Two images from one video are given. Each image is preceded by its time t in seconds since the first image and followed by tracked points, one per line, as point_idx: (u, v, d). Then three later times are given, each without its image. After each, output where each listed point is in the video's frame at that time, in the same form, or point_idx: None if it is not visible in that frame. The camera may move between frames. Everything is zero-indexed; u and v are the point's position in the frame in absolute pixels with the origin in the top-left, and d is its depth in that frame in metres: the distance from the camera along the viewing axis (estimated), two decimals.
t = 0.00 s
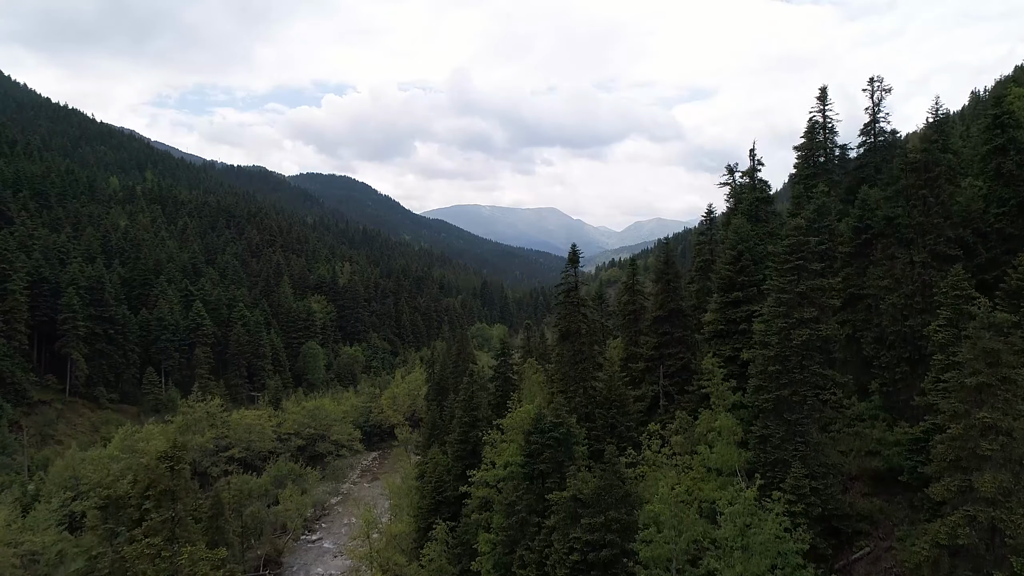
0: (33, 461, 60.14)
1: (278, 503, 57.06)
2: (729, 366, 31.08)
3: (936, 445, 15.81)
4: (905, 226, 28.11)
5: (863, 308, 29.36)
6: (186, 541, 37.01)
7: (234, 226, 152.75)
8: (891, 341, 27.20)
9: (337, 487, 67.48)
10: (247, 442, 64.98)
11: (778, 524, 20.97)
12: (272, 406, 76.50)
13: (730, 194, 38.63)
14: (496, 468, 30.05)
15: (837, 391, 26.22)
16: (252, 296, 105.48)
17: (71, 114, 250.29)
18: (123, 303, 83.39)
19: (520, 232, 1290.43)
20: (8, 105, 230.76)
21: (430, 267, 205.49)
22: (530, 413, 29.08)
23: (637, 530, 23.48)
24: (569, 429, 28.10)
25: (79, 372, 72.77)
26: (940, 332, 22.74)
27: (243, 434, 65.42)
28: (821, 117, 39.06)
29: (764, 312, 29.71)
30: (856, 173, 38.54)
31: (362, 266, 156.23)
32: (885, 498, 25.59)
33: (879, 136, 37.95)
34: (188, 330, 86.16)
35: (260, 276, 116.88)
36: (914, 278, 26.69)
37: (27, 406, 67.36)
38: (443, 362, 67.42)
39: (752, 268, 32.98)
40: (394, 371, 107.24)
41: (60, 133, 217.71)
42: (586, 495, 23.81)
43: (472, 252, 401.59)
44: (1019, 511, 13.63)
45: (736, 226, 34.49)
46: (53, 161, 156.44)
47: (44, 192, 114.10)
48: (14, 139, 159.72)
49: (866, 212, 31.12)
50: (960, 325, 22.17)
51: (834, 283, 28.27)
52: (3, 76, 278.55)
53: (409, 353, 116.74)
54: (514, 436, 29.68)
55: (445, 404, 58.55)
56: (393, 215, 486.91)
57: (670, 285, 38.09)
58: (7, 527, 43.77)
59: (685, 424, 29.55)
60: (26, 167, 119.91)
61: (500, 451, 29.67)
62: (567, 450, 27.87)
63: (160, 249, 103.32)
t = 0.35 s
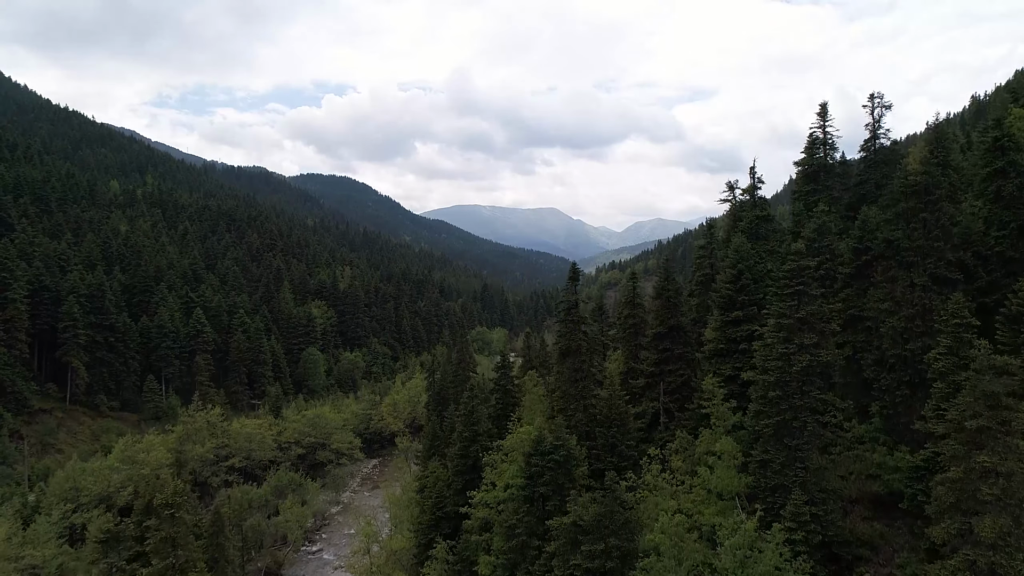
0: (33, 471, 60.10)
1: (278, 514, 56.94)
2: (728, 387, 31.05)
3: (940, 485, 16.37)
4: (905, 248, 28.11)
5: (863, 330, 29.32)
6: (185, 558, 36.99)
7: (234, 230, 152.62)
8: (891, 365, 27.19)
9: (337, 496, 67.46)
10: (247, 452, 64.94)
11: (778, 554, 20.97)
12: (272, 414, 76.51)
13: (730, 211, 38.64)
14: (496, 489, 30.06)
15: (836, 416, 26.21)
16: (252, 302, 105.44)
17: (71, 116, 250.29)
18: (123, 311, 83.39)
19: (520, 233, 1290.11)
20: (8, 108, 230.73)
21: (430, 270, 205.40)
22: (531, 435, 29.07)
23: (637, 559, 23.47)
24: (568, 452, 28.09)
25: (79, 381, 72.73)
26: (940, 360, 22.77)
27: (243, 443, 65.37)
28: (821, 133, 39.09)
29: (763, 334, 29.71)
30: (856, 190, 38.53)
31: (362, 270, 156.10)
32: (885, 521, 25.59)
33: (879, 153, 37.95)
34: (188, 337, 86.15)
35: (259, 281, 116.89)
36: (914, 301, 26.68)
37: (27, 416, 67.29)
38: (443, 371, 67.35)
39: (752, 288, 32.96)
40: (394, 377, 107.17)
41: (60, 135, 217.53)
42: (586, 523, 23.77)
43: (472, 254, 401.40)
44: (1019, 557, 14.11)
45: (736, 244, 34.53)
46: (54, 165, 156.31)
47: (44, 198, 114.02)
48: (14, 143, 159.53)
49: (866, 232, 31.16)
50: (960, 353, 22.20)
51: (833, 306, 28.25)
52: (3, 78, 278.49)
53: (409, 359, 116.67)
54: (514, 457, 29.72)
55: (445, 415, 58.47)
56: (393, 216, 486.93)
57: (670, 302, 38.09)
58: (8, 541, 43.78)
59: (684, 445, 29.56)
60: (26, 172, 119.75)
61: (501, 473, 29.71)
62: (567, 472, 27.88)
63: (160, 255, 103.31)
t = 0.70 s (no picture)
0: (33, 481, 60.08)
1: (278, 524, 56.87)
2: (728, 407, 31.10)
3: (938, 528, 17.33)
4: (905, 270, 28.18)
5: (863, 352, 29.39)
6: None
7: (234, 234, 152.46)
8: (890, 387, 27.24)
9: (338, 504, 67.40)
10: (247, 461, 64.95)
11: None
12: (272, 422, 76.53)
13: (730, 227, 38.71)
14: (496, 509, 30.10)
15: (836, 439, 26.28)
16: (252, 307, 105.43)
17: (71, 118, 250.06)
18: (124, 318, 83.38)
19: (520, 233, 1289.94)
20: (8, 109, 230.53)
21: (429, 272, 205.13)
22: (531, 456, 29.09)
23: None
24: (569, 473, 28.14)
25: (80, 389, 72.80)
26: (941, 388, 22.83)
27: (243, 452, 65.35)
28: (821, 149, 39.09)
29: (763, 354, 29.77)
30: (857, 205, 38.59)
31: (362, 274, 156.01)
32: (884, 545, 25.59)
33: (879, 169, 38.02)
34: (189, 344, 86.21)
35: (259, 286, 116.78)
36: (914, 323, 26.72)
37: (28, 424, 67.31)
38: (443, 380, 67.34)
39: (752, 306, 33.02)
40: (394, 383, 107.17)
41: (60, 137, 217.32)
42: (586, 548, 23.76)
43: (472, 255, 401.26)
44: None
45: (737, 263, 34.60)
46: (54, 168, 156.20)
47: (45, 203, 113.91)
48: (13, 146, 159.40)
49: (865, 253, 31.21)
50: (960, 381, 22.28)
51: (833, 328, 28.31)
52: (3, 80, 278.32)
53: (409, 364, 116.64)
54: (514, 478, 29.76)
55: (445, 425, 58.48)
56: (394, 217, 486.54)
57: (671, 318, 38.13)
58: (10, 554, 43.82)
59: (684, 466, 29.57)
60: (25, 177, 119.62)
61: (501, 493, 29.76)
62: (567, 494, 27.93)
63: (160, 261, 103.30)
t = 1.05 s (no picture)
0: (34, 490, 60.04)
1: (278, 535, 56.82)
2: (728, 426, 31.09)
3: (939, 570, 17.91)
4: (905, 292, 28.19)
5: (863, 372, 29.40)
6: None
7: (234, 238, 152.36)
8: (891, 409, 27.21)
9: (338, 512, 67.37)
10: (247, 470, 64.92)
11: None
12: (272, 429, 76.54)
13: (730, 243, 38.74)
14: (496, 529, 30.08)
15: (836, 462, 26.27)
16: (252, 312, 105.41)
17: (72, 119, 250.00)
18: (124, 325, 83.32)
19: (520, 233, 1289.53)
20: (8, 111, 230.43)
21: (430, 275, 205.17)
22: (531, 475, 29.05)
23: None
24: (569, 494, 28.13)
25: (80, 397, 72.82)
26: (941, 415, 22.89)
27: (244, 460, 65.33)
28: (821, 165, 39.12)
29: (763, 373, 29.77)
30: (857, 221, 38.60)
31: (362, 277, 155.93)
32: (885, 569, 25.54)
33: (878, 185, 38.05)
34: (189, 350, 86.24)
35: (259, 291, 116.82)
36: (914, 346, 26.72)
37: (28, 432, 67.31)
38: (443, 388, 67.35)
39: (753, 325, 33.04)
40: (394, 388, 107.08)
41: (60, 139, 217.19)
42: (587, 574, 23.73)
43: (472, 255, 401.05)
44: None
45: (737, 280, 34.61)
46: (54, 171, 156.12)
47: (45, 208, 113.85)
48: (14, 149, 159.33)
49: (866, 272, 31.21)
50: (960, 408, 22.30)
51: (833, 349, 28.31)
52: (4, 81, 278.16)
53: (409, 369, 116.65)
54: (514, 498, 29.74)
55: (445, 435, 58.50)
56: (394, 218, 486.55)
57: (671, 334, 38.11)
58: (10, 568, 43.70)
59: (684, 485, 29.56)
60: (26, 181, 119.58)
61: (501, 514, 29.75)
62: (566, 516, 27.84)
63: (161, 266, 103.28)
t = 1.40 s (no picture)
0: (36, 492, 60.23)
1: (279, 538, 56.92)
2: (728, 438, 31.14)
3: None
4: (905, 305, 28.20)
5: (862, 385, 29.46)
6: None
7: (234, 235, 152.15)
8: (890, 423, 27.23)
9: (338, 514, 67.48)
10: (248, 472, 65.04)
11: None
12: (272, 430, 76.65)
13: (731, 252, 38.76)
14: (496, 541, 30.22)
15: (835, 476, 26.32)
16: (252, 311, 105.35)
17: (72, 114, 249.60)
18: (125, 325, 83.36)
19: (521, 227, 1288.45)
20: (8, 106, 229.99)
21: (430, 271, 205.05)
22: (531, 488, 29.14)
23: None
24: (569, 507, 28.23)
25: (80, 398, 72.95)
26: (940, 433, 22.96)
27: (244, 462, 65.44)
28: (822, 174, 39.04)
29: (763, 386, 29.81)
30: (858, 230, 38.56)
31: (362, 274, 155.75)
32: None
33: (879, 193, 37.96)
34: (190, 351, 86.33)
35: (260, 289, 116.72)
36: (914, 360, 26.74)
37: (30, 434, 67.48)
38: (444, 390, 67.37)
39: (753, 336, 33.09)
40: (394, 386, 107.13)
41: (60, 135, 216.82)
42: None
43: (472, 250, 400.87)
44: None
45: (737, 291, 34.63)
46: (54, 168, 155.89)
47: (45, 206, 113.76)
48: (14, 146, 159.10)
49: (866, 284, 31.22)
50: (959, 427, 22.38)
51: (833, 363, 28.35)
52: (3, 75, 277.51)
53: (409, 367, 116.66)
54: (514, 510, 29.84)
55: (446, 438, 58.56)
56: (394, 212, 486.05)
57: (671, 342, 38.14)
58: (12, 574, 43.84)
59: (683, 498, 29.63)
60: (26, 179, 119.46)
61: (502, 526, 29.87)
62: (566, 529, 27.93)
63: (161, 265, 103.27)
